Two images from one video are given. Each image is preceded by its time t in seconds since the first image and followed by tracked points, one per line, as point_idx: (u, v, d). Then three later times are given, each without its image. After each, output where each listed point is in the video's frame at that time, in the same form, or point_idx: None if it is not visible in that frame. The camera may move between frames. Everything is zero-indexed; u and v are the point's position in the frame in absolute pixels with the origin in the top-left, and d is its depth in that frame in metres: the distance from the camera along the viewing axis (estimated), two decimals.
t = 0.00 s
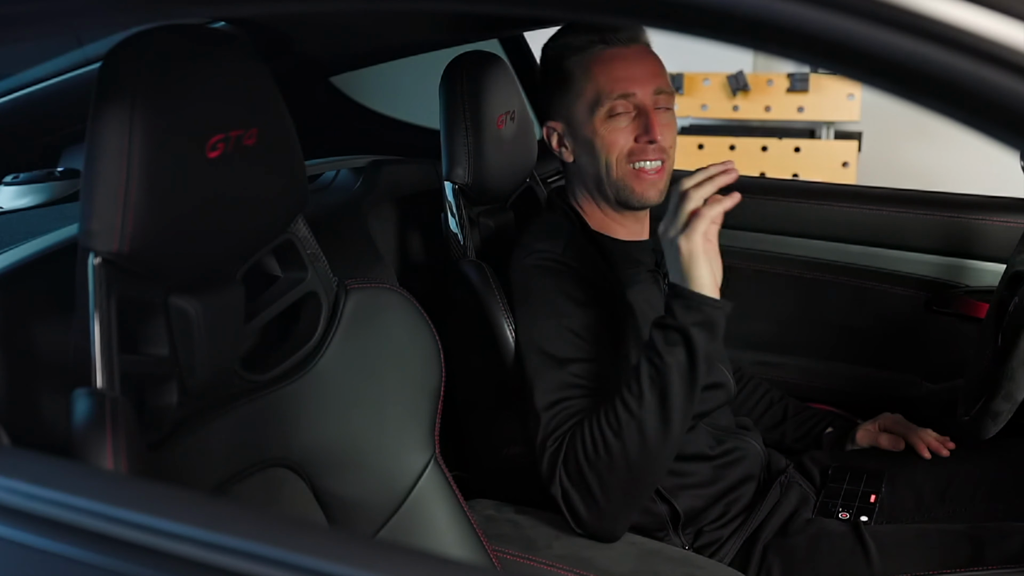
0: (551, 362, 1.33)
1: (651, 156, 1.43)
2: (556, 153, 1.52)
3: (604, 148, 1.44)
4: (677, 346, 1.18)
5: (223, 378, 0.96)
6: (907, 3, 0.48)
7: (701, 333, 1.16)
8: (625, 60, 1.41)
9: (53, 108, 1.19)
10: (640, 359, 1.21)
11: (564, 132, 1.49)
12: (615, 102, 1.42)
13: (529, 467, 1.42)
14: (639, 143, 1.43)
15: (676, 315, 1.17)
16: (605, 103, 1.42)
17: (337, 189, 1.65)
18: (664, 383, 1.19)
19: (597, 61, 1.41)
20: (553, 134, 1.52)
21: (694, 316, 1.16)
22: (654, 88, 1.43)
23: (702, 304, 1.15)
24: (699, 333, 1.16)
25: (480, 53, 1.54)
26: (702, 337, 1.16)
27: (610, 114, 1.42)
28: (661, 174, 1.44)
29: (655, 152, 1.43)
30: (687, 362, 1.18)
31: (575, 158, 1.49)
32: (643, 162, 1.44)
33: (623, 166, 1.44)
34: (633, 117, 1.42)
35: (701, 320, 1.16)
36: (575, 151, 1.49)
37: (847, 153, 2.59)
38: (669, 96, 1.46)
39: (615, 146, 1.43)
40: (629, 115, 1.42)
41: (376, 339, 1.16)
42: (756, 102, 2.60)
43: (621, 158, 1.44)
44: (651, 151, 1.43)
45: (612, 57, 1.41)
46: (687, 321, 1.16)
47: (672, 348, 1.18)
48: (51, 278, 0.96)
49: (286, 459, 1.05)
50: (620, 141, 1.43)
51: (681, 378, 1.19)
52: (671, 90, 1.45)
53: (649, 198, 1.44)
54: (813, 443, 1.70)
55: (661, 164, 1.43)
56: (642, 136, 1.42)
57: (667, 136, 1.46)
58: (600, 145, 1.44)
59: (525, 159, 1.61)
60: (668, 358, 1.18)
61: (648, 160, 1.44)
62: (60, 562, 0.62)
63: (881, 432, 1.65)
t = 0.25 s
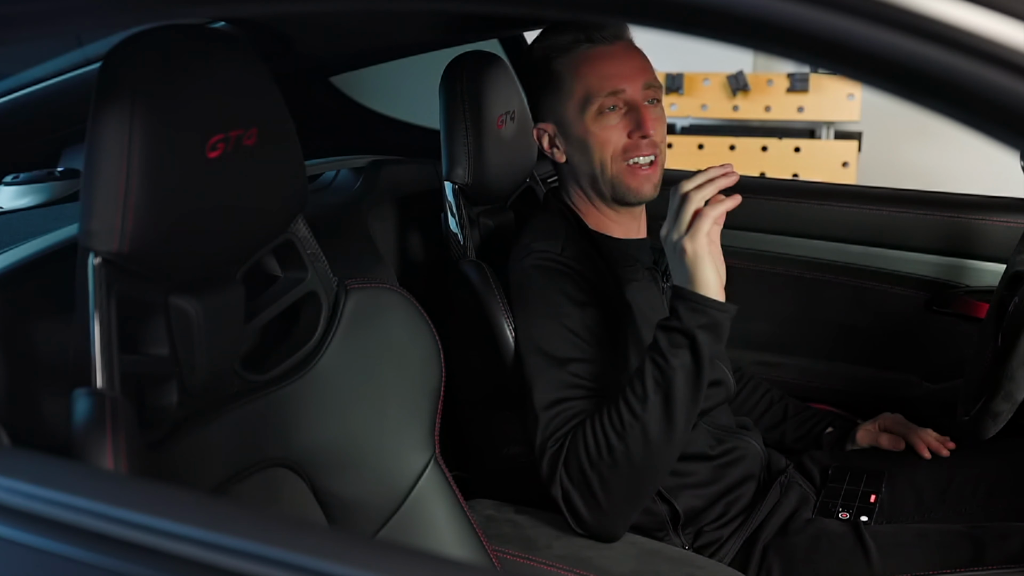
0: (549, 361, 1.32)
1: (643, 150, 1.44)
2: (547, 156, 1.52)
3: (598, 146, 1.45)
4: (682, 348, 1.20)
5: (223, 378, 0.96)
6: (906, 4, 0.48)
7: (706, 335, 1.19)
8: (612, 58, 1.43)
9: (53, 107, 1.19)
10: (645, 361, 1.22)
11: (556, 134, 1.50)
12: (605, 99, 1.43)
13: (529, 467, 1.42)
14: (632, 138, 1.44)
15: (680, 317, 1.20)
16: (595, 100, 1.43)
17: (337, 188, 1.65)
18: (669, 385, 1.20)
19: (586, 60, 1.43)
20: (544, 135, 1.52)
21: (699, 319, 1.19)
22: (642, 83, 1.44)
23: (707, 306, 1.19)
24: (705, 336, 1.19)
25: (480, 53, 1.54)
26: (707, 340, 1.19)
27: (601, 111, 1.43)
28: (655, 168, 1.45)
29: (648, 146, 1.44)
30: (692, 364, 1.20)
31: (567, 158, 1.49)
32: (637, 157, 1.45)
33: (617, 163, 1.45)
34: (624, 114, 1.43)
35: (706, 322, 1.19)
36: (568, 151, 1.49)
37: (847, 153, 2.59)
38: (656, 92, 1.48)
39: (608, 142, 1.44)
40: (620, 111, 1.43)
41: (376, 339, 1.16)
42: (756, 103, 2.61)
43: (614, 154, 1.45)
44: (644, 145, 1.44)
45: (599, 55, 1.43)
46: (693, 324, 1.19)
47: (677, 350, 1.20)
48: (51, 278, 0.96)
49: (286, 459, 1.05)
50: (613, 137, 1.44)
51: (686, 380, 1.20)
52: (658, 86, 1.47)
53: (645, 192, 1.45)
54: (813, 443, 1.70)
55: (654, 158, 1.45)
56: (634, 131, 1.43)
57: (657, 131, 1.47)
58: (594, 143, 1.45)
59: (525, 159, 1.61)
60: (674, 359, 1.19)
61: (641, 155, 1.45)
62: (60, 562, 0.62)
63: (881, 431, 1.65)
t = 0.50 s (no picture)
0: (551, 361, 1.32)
1: (644, 159, 1.40)
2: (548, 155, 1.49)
3: (598, 153, 1.41)
4: (694, 348, 1.19)
5: (223, 378, 0.96)
6: (906, 3, 0.48)
7: (717, 335, 1.19)
8: (615, 62, 1.38)
9: (53, 107, 1.19)
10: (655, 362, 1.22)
11: (556, 136, 1.46)
12: (606, 105, 1.38)
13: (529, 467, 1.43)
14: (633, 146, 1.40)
15: (694, 316, 1.19)
16: (596, 107, 1.39)
17: (336, 188, 1.65)
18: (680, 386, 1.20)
19: (586, 65, 1.38)
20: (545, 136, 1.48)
21: (713, 319, 1.18)
22: (644, 88, 1.39)
23: (718, 306, 1.18)
24: (716, 337, 1.19)
25: (480, 53, 1.54)
26: (718, 340, 1.19)
27: (601, 117, 1.39)
28: (656, 175, 1.42)
29: (648, 156, 1.40)
30: (703, 366, 1.19)
31: (567, 161, 1.46)
32: (637, 166, 1.41)
33: (617, 170, 1.41)
34: (625, 121, 1.39)
35: (718, 322, 1.18)
36: (568, 154, 1.45)
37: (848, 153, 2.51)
38: (660, 93, 1.42)
39: (608, 150, 1.40)
40: (620, 119, 1.38)
41: (376, 338, 1.16)
42: (756, 102, 2.63)
43: (615, 161, 1.41)
44: (644, 155, 1.39)
45: (602, 58, 1.37)
46: (705, 324, 1.18)
47: (689, 351, 1.19)
48: (50, 277, 0.96)
49: (286, 459, 1.05)
50: (613, 145, 1.40)
51: (697, 381, 1.20)
52: (662, 88, 1.41)
53: (645, 198, 1.43)
54: (813, 443, 1.70)
55: (654, 166, 1.41)
56: (635, 139, 1.39)
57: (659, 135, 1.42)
58: (593, 150, 1.41)
59: (524, 160, 1.61)
60: (685, 361, 1.19)
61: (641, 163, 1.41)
62: (60, 562, 0.62)
63: (880, 431, 1.65)
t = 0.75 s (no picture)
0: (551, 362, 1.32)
1: (634, 169, 1.40)
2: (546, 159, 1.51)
3: (588, 160, 1.42)
4: (692, 360, 1.14)
5: (223, 378, 0.96)
6: (907, 3, 0.48)
7: (717, 349, 1.11)
8: (608, 70, 1.38)
9: (53, 108, 1.19)
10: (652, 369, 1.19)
11: (551, 141, 1.47)
12: (597, 113, 1.39)
13: (529, 467, 1.43)
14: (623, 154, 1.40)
15: (694, 329, 1.11)
16: (586, 114, 1.39)
17: (337, 188, 1.65)
18: (674, 396, 1.17)
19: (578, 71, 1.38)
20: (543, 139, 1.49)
21: (710, 333, 1.10)
22: (637, 98, 1.38)
23: (722, 323, 1.08)
24: (716, 349, 1.11)
25: (480, 53, 1.54)
26: (718, 354, 1.11)
27: (592, 125, 1.40)
28: (647, 185, 1.42)
29: (638, 165, 1.40)
30: (699, 378, 1.15)
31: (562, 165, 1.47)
32: (627, 175, 1.41)
33: (607, 178, 1.42)
34: (616, 129, 1.39)
35: (718, 337, 1.10)
36: (564, 159, 1.46)
37: (848, 153, 2.57)
38: (658, 103, 1.41)
39: (598, 158, 1.41)
40: (611, 127, 1.39)
41: (375, 338, 1.16)
42: (756, 102, 2.61)
43: (605, 169, 1.41)
44: (634, 164, 1.40)
45: (595, 66, 1.38)
46: (704, 337, 1.11)
47: (686, 362, 1.14)
48: (50, 278, 0.96)
49: (286, 459, 1.05)
50: (603, 153, 1.40)
51: (693, 394, 1.16)
52: (659, 98, 1.40)
53: (635, 207, 1.42)
54: (813, 443, 1.70)
55: (645, 176, 1.40)
56: (625, 148, 1.39)
57: (655, 146, 1.42)
58: (584, 156, 1.42)
59: (524, 160, 1.61)
60: (680, 372, 1.15)
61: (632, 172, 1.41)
62: (60, 562, 0.62)
63: (881, 431, 1.64)
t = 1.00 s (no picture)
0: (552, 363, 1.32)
1: (625, 158, 1.43)
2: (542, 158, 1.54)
3: (581, 153, 1.45)
4: (696, 361, 1.15)
5: (223, 378, 0.96)
6: (907, 4, 0.48)
7: (721, 354, 1.12)
8: (596, 62, 1.41)
9: (53, 108, 1.19)
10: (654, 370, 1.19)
11: (545, 138, 1.51)
12: (587, 105, 1.42)
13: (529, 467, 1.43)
14: (613, 146, 1.43)
15: (700, 332, 1.12)
16: (576, 107, 1.43)
17: (337, 188, 1.65)
18: (677, 398, 1.17)
19: (565, 67, 1.42)
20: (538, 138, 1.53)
21: (713, 338, 1.11)
22: (625, 89, 1.41)
23: (728, 329, 1.09)
24: (721, 354, 1.12)
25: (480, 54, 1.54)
26: (722, 360, 1.12)
27: (582, 117, 1.43)
28: (639, 175, 1.45)
29: (629, 155, 1.43)
30: (702, 380, 1.15)
31: (557, 163, 1.50)
32: (619, 165, 1.44)
33: (599, 170, 1.45)
34: (605, 121, 1.42)
35: (723, 343, 1.11)
36: (558, 156, 1.50)
37: (848, 153, 2.51)
38: (646, 94, 1.45)
39: (591, 150, 1.44)
40: (600, 119, 1.42)
41: (375, 338, 1.16)
42: (756, 102, 2.63)
43: (598, 161, 1.44)
44: (625, 154, 1.43)
45: (583, 60, 1.41)
46: (709, 342, 1.12)
47: (689, 364, 1.15)
48: (51, 278, 0.96)
49: (286, 459, 1.05)
50: (594, 145, 1.44)
51: (695, 395, 1.17)
52: (647, 89, 1.43)
53: (629, 197, 1.44)
54: (814, 443, 1.70)
55: (636, 166, 1.43)
56: (615, 139, 1.42)
57: (645, 137, 1.45)
58: (576, 150, 1.45)
59: (524, 160, 1.61)
60: (683, 373, 1.16)
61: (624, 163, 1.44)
62: (60, 562, 0.62)
63: (880, 431, 1.64)
